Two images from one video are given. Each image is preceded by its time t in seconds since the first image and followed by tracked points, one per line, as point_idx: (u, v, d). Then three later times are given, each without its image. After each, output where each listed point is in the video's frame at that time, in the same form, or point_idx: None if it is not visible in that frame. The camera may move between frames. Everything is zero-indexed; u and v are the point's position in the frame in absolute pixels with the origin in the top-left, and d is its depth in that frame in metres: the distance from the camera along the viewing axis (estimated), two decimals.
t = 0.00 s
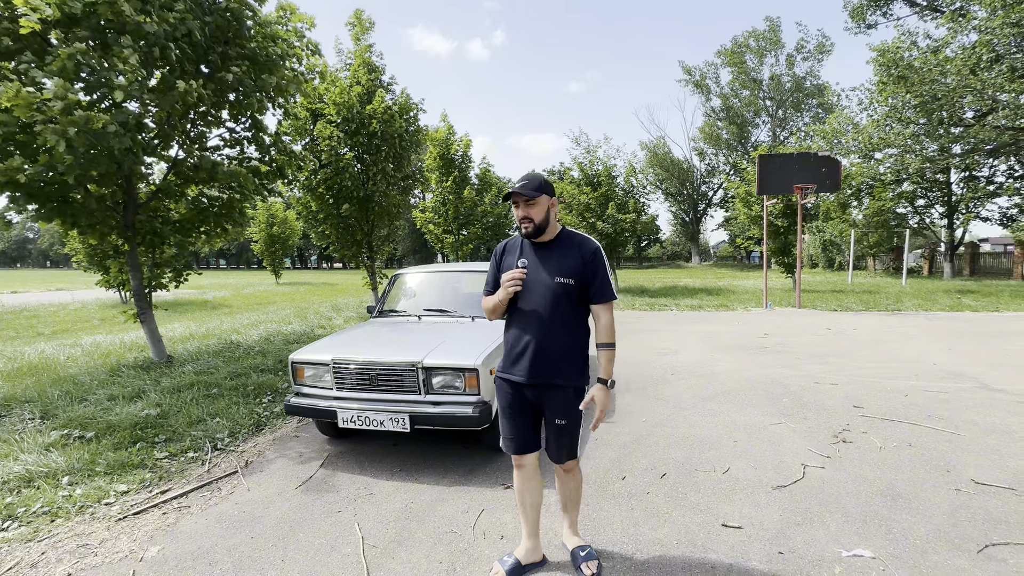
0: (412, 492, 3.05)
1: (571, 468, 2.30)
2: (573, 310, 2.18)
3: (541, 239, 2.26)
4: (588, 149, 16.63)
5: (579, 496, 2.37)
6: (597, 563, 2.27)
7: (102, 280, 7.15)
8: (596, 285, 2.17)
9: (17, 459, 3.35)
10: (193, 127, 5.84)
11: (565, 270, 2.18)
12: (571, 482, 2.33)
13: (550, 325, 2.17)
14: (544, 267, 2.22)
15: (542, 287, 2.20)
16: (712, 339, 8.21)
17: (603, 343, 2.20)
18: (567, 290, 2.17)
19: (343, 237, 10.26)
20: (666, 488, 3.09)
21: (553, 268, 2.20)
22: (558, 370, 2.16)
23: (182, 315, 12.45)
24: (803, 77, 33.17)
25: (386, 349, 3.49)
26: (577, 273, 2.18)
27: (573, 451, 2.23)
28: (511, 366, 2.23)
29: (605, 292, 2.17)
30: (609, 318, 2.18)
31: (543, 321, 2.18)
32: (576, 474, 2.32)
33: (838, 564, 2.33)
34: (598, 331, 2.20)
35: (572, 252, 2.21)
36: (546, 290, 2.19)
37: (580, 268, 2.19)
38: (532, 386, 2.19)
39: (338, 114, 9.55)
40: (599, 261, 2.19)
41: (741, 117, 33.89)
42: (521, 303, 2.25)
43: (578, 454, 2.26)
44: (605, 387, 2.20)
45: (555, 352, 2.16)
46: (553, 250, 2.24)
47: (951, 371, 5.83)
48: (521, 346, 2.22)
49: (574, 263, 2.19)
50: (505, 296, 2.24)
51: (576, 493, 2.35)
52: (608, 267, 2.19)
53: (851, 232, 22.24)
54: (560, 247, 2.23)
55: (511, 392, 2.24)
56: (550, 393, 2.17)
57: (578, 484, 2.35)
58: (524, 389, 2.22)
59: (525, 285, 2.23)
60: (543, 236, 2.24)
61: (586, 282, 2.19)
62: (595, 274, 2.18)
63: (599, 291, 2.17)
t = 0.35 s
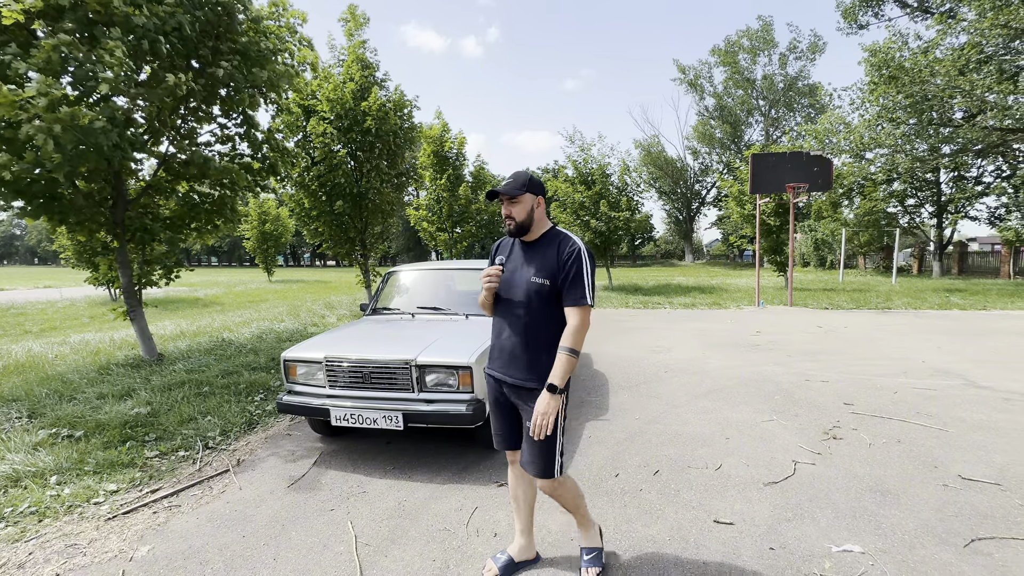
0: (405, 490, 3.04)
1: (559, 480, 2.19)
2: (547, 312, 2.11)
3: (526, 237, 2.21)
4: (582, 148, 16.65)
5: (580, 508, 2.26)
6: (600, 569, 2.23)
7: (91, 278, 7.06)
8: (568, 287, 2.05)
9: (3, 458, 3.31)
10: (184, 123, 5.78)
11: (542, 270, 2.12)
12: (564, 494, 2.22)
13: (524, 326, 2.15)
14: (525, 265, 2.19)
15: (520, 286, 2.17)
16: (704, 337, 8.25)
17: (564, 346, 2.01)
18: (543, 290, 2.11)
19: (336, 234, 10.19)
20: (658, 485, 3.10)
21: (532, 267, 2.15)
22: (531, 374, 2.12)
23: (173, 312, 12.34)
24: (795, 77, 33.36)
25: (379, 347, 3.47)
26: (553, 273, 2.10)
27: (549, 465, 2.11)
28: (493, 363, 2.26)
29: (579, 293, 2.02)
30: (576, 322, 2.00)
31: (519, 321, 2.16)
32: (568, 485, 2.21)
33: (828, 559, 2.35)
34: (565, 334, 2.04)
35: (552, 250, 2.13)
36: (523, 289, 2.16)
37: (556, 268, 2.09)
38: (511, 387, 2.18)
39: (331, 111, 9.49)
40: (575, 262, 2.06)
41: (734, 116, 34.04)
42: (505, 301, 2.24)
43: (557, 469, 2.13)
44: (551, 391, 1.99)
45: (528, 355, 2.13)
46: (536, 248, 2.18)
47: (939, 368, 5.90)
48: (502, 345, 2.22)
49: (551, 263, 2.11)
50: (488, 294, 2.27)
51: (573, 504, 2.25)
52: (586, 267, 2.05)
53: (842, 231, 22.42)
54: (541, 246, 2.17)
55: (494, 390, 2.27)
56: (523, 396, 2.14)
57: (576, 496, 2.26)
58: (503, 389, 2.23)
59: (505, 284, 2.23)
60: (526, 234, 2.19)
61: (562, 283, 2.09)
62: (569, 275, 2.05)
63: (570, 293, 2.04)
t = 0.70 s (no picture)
0: (398, 490, 3.03)
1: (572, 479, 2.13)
2: (559, 308, 2.09)
3: (541, 234, 2.21)
4: (575, 147, 16.68)
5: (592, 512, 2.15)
6: None
7: (77, 277, 6.97)
8: (582, 282, 2.04)
9: None
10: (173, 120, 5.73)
11: (555, 266, 2.11)
12: (574, 495, 2.14)
13: (535, 323, 2.13)
14: (538, 262, 2.18)
15: (532, 283, 2.15)
16: (696, 336, 8.30)
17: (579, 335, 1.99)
18: (556, 286, 2.10)
19: (328, 234, 10.12)
20: (650, 484, 3.11)
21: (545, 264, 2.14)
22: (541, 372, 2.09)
23: (163, 312, 12.21)
24: (786, 78, 33.63)
25: (372, 346, 3.45)
26: (566, 270, 2.09)
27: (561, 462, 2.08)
28: (501, 362, 2.24)
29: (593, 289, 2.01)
30: (592, 315, 1.98)
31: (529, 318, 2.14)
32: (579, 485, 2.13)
33: (817, 555, 2.38)
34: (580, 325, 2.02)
35: (567, 246, 2.12)
36: (536, 285, 2.14)
37: (570, 264, 2.09)
38: (521, 386, 2.15)
39: (323, 109, 9.44)
40: (589, 258, 2.05)
41: (726, 117, 34.26)
42: (516, 298, 2.22)
43: (569, 467, 2.09)
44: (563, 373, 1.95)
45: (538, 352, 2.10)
46: (551, 245, 2.18)
47: (927, 366, 5.97)
48: (512, 343, 2.19)
49: (564, 259, 2.10)
50: (499, 291, 2.25)
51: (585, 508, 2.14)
52: (600, 262, 2.04)
53: (832, 231, 22.66)
54: (556, 242, 2.16)
55: (502, 390, 2.24)
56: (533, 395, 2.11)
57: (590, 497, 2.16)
58: (512, 389, 2.20)
59: (517, 281, 2.21)
60: (542, 231, 2.19)
61: (575, 280, 2.08)
62: (583, 271, 2.04)
63: (584, 287, 2.02)
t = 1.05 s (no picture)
0: (390, 491, 3.01)
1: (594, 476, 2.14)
2: (597, 309, 2.09)
3: (567, 234, 2.22)
4: (568, 148, 16.74)
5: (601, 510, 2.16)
6: None
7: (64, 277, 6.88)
8: (621, 283, 2.07)
9: None
10: (163, 119, 5.67)
11: (589, 266, 2.12)
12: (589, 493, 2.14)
13: (573, 324, 2.11)
14: (567, 264, 2.17)
15: (564, 284, 2.15)
16: (688, 337, 8.35)
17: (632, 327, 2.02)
18: (590, 287, 2.10)
19: (320, 234, 10.07)
20: (642, 484, 3.12)
21: (576, 265, 2.15)
22: (580, 374, 2.07)
23: (152, 313, 12.08)
24: (777, 80, 33.91)
25: (364, 347, 3.44)
26: (602, 271, 2.10)
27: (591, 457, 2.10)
28: (531, 366, 2.20)
29: (635, 289, 2.05)
30: (641, 313, 2.03)
31: (565, 320, 2.12)
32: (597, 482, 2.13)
33: (806, 554, 2.39)
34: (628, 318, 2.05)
35: (599, 247, 2.14)
36: (569, 286, 2.13)
37: (605, 265, 2.11)
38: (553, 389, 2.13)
39: (314, 109, 9.41)
40: (625, 258, 2.09)
41: (718, 118, 34.51)
42: (543, 299, 2.21)
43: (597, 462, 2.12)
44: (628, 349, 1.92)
45: (577, 353, 2.09)
46: (578, 246, 2.19)
47: (914, 366, 6.04)
48: (543, 346, 2.17)
49: (598, 260, 2.12)
50: (525, 293, 2.21)
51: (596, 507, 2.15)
52: (636, 263, 2.08)
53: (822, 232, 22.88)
54: (584, 243, 2.17)
55: (530, 394, 2.20)
56: (569, 397, 2.10)
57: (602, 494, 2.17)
58: (543, 392, 2.17)
59: (546, 282, 2.20)
60: (568, 230, 2.20)
61: (611, 281, 2.10)
62: (622, 271, 2.07)
63: (626, 287, 2.05)
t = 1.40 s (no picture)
0: (384, 493, 3.00)
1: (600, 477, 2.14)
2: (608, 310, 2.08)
3: (582, 235, 2.21)
4: (563, 149, 16.77)
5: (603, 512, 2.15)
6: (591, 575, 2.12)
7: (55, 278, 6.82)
8: (631, 283, 2.04)
9: None
10: (155, 119, 5.63)
11: (600, 268, 2.11)
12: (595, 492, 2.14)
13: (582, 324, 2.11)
14: (580, 265, 2.18)
15: (576, 285, 2.16)
16: (683, 337, 8.37)
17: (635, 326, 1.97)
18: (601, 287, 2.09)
19: (315, 234, 10.02)
20: (638, 485, 3.12)
21: (588, 266, 2.15)
22: (589, 374, 2.08)
23: (144, 314, 11.99)
24: (771, 82, 34.07)
25: (359, 349, 3.42)
26: (613, 272, 2.10)
27: (599, 458, 2.10)
28: (545, 365, 2.23)
29: (644, 291, 2.00)
30: (650, 313, 1.97)
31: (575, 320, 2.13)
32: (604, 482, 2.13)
33: (800, 554, 2.40)
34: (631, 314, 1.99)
35: (611, 247, 2.13)
36: (580, 288, 2.14)
37: (616, 266, 2.09)
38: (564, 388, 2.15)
39: (309, 110, 9.37)
40: (636, 258, 2.05)
41: (712, 120, 34.67)
42: (557, 300, 2.23)
43: (604, 464, 2.11)
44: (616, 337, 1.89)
45: (587, 354, 2.09)
46: (591, 247, 2.18)
47: (907, 366, 6.08)
48: (555, 346, 2.20)
49: (610, 261, 2.11)
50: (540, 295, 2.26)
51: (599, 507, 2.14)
52: (648, 263, 2.03)
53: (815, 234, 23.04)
54: (597, 244, 2.16)
55: (544, 392, 2.23)
56: (579, 397, 2.11)
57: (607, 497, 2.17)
58: (555, 391, 2.20)
59: (560, 284, 2.22)
60: (580, 232, 2.19)
61: (623, 281, 2.09)
62: (632, 271, 2.04)
63: (635, 287, 2.02)
